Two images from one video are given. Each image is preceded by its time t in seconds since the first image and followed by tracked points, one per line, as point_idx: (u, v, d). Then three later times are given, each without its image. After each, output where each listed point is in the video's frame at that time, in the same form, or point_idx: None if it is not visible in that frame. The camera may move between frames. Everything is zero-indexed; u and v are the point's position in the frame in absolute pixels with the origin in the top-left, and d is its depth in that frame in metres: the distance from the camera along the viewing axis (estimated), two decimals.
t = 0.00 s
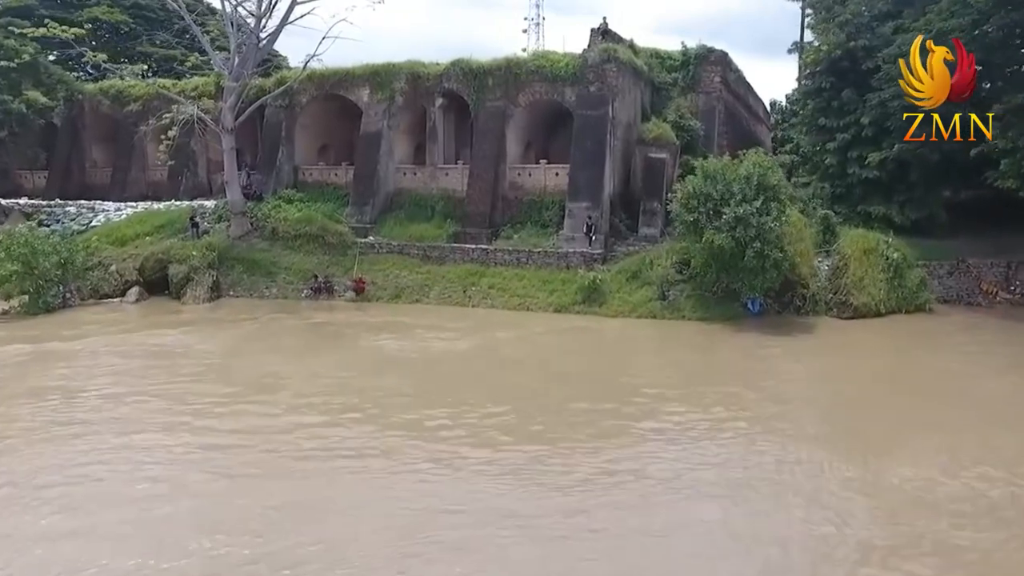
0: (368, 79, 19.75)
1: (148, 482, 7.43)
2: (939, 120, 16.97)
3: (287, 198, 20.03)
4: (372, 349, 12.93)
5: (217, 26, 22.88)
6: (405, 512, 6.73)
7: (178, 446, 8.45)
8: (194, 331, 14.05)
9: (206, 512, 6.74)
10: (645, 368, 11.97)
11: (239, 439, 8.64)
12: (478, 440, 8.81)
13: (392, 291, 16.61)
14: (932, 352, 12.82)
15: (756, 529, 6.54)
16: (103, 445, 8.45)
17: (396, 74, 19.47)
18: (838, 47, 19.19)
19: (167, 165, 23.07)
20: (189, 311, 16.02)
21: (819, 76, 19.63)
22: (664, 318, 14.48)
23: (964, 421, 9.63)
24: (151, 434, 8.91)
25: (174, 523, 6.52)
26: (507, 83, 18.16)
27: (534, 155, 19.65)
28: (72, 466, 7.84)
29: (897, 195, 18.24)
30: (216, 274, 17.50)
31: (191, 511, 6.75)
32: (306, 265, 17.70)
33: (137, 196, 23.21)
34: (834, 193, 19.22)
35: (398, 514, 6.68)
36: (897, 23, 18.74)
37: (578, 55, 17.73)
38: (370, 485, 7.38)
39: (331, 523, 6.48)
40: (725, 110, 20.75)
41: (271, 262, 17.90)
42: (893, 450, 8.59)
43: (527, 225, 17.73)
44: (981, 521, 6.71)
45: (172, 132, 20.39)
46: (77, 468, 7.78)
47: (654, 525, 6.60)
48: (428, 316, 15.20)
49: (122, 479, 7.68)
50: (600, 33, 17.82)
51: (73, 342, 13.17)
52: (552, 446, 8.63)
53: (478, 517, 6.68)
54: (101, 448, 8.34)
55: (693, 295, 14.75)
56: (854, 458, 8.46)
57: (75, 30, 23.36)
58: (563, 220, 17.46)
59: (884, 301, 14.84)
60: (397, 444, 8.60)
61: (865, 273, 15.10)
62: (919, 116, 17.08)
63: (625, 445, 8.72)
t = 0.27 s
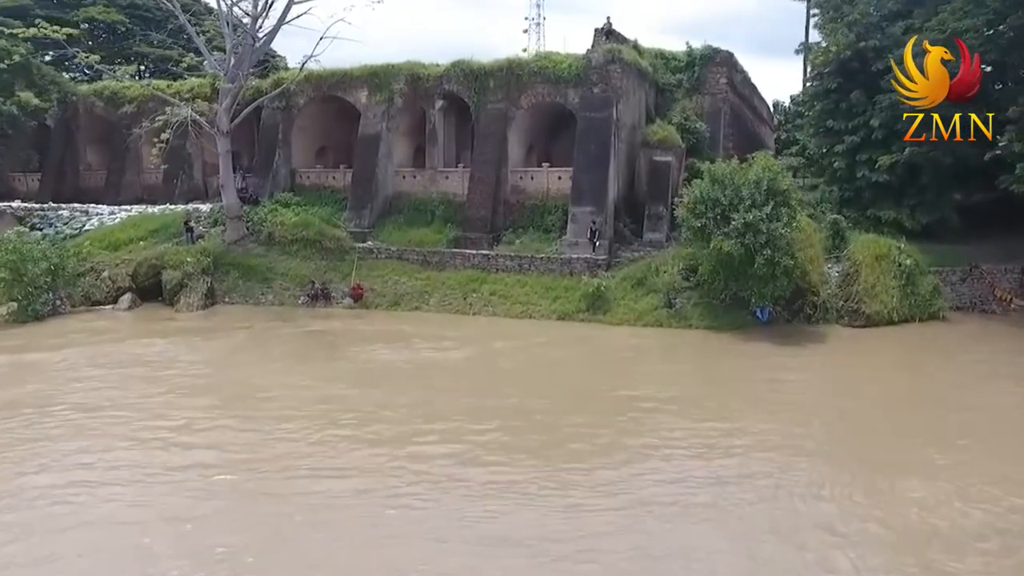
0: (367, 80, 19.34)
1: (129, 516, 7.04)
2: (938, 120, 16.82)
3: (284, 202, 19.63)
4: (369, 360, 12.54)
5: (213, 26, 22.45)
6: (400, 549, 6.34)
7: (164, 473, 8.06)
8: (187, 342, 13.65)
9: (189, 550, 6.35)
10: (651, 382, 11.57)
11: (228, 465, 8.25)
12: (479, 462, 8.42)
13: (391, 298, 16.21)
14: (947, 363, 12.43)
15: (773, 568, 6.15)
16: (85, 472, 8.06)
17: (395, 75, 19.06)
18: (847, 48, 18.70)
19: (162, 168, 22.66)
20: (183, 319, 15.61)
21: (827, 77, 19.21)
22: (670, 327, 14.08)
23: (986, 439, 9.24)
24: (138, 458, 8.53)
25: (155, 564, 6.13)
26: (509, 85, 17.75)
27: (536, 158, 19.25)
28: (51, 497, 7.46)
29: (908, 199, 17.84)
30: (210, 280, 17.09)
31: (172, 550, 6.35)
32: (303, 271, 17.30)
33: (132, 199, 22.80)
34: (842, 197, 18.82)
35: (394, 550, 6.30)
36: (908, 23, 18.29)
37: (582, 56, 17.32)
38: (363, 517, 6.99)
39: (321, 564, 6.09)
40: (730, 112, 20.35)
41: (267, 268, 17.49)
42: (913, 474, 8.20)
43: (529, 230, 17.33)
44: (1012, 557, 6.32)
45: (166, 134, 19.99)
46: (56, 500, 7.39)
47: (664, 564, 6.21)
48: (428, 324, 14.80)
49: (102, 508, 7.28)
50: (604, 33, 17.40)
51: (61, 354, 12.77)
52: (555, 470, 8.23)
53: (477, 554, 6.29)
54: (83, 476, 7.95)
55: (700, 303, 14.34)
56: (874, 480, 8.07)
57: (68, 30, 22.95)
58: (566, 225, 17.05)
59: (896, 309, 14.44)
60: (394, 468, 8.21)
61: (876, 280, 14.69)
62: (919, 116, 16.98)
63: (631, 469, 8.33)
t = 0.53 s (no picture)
0: (365, 81, 18.93)
1: (110, 546, 6.67)
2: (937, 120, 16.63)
3: (281, 206, 19.22)
4: (369, 372, 12.15)
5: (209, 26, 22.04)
6: None
7: (149, 498, 7.69)
8: (179, 352, 13.26)
9: None
10: (658, 395, 11.18)
11: (217, 489, 7.87)
12: (484, 484, 8.03)
13: (390, 305, 15.82)
14: (964, 375, 12.03)
15: None
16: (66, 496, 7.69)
17: (394, 76, 18.64)
18: (858, 48, 18.22)
19: (157, 171, 22.26)
20: (176, 327, 15.22)
21: (836, 78, 18.79)
22: (678, 336, 13.68)
23: (1011, 459, 8.83)
24: (126, 480, 8.14)
25: None
26: (511, 86, 17.34)
27: (538, 161, 18.85)
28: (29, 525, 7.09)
29: (919, 203, 17.46)
30: (205, 286, 16.68)
31: None
32: (300, 277, 16.89)
33: (127, 202, 22.39)
34: (852, 200, 18.45)
35: None
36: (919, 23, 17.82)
37: (586, 57, 16.91)
38: (357, 549, 6.61)
39: None
40: (737, 114, 19.95)
41: (263, 274, 17.08)
42: (935, 498, 7.81)
43: (531, 235, 16.93)
44: None
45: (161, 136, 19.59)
46: (33, 528, 7.02)
47: None
48: (428, 333, 14.40)
49: (82, 537, 6.91)
50: (608, 34, 16.98)
51: (49, 366, 12.39)
52: (559, 494, 7.85)
53: None
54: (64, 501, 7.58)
55: (708, 311, 13.95)
56: (898, 504, 7.69)
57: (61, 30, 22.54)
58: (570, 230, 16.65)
59: (910, 317, 14.06)
60: (390, 492, 7.83)
61: (889, 287, 14.29)
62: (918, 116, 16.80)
63: (640, 492, 7.95)
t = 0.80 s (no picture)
0: (364, 83, 18.52)
1: None
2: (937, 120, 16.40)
3: (278, 210, 18.81)
4: (367, 385, 11.75)
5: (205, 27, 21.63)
6: None
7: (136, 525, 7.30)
8: (172, 364, 12.86)
9: None
10: (669, 409, 10.78)
11: (208, 515, 7.49)
12: (488, 509, 7.63)
13: (390, 313, 15.41)
14: (983, 387, 11.63)
15: None
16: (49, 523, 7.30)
17: (394, 77, 18.23)
18: (869, 49, 17.89)
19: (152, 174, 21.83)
20: (170, 336, 14.80)
21: (846, 79, 18.37)
22: (686, 346, 13.26)
23: None
24: (113, 506, 7.73)
25: None
26: (514, 88, 16.92)
27: (541, 164, 18.45)
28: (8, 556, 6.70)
29: (931, 208, 17.06)
30: (200, 293, 16.28)
31: None
32: (297, 284, 16.48)
33: (122, 206, 21.97)
34: (862, 205, 18.03)
35: None
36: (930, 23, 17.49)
37: (590, 58, 16.49)
38: None
39: None
40: (744, 116, 19.58)
41: (259, 280, 16.67)
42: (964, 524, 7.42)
43: (534, 240, 16.53)
44: None
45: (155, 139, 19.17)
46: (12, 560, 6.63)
47: None
48: (429, 342, 13.99)
49: (63, 569, 6.53)
50: (613, 34, 16.57)
51: (37, 379, 11.99)
52: (568, 519, 7.45)
53: None
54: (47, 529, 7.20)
55: (717, 320, 13.53)
56: (926, 530, 7.29)
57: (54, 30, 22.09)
58: (574, 235, 16.23)
59: (924, 326, 13.66)
60: (390, 517, 7.43)
61: (903, 295, 13.90)
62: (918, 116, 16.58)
63: (653, 517, 7.56)
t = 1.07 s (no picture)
0: (363, 84, 18.11)
1: None
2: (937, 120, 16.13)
3: (274, 214, 18.41)
4: (364, 399, 11.36)
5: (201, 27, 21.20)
6: None
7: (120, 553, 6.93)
8: (164, 376, 12.47)
9: None
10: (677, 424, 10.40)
11: (196, 542, 7.11)
12: (491, 535, 7.26)
13: (389, 321, 15.01)
14: (1003, 400, 11.23)
15: None
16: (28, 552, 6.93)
17: (393, 79, 17.81)
18: (881, 49, 17.43)
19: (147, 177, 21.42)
20: (163, 345, 14.41)
21: (856, 80, 17.91)
22: (694, 357, 12.85)
23: None
24: (95, 532, 7.34)
25: None
26: (516, 90, 16.52)
27: (543, 168, 18.06)
28: None
29: (943, 213, 16.66)
30: (194, 301, 15.89)
31: None
32: (294, 291, 16.09)
33: (116, 210, 21.57)
34: (871, 209, 17.62)
35: None
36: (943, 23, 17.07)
37: (594, 59, 16.08)
38: None
39: None
40: (750, 118, 19.18)
41: (255, 287, 16.28)
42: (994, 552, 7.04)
43: (536, 246, 16.12)
44: None
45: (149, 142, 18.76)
46: None
47: None
48: (429, 352, 13.60)
49: None
50: (618, 35, 16.16)
51: (24, 393, 11.60)
52: (576, 547, 7.08)
53: None
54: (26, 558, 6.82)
55: (725, 329, 13.13)
56: (953, 559, 6.89)
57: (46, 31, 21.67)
58: (577, 241, 15.82)
59: (940, 335, 13.28)
60: (388, 545, 7.05)
61: (917, 303, 13.50)
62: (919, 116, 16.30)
63: (665, 544, 7.18)
